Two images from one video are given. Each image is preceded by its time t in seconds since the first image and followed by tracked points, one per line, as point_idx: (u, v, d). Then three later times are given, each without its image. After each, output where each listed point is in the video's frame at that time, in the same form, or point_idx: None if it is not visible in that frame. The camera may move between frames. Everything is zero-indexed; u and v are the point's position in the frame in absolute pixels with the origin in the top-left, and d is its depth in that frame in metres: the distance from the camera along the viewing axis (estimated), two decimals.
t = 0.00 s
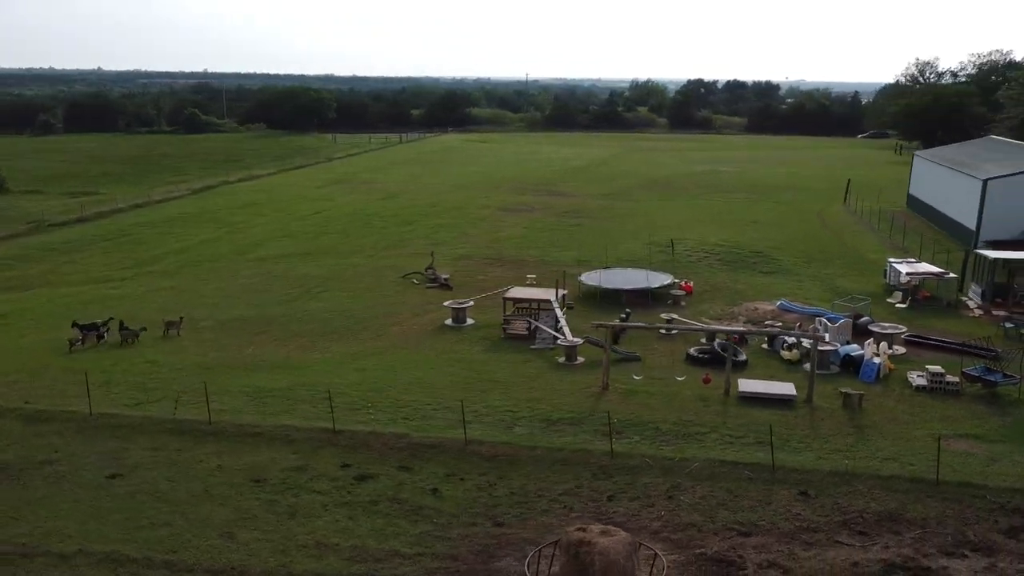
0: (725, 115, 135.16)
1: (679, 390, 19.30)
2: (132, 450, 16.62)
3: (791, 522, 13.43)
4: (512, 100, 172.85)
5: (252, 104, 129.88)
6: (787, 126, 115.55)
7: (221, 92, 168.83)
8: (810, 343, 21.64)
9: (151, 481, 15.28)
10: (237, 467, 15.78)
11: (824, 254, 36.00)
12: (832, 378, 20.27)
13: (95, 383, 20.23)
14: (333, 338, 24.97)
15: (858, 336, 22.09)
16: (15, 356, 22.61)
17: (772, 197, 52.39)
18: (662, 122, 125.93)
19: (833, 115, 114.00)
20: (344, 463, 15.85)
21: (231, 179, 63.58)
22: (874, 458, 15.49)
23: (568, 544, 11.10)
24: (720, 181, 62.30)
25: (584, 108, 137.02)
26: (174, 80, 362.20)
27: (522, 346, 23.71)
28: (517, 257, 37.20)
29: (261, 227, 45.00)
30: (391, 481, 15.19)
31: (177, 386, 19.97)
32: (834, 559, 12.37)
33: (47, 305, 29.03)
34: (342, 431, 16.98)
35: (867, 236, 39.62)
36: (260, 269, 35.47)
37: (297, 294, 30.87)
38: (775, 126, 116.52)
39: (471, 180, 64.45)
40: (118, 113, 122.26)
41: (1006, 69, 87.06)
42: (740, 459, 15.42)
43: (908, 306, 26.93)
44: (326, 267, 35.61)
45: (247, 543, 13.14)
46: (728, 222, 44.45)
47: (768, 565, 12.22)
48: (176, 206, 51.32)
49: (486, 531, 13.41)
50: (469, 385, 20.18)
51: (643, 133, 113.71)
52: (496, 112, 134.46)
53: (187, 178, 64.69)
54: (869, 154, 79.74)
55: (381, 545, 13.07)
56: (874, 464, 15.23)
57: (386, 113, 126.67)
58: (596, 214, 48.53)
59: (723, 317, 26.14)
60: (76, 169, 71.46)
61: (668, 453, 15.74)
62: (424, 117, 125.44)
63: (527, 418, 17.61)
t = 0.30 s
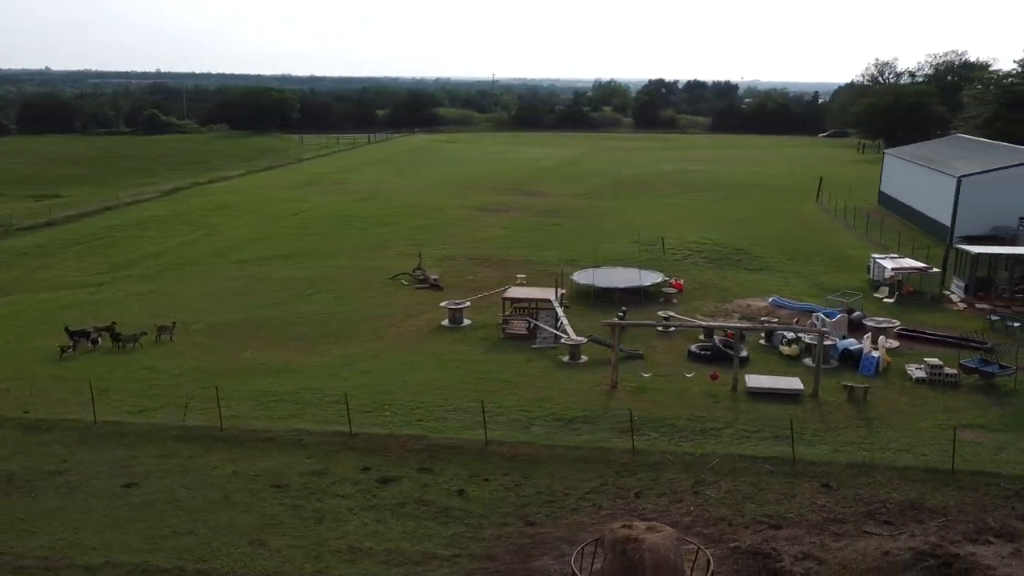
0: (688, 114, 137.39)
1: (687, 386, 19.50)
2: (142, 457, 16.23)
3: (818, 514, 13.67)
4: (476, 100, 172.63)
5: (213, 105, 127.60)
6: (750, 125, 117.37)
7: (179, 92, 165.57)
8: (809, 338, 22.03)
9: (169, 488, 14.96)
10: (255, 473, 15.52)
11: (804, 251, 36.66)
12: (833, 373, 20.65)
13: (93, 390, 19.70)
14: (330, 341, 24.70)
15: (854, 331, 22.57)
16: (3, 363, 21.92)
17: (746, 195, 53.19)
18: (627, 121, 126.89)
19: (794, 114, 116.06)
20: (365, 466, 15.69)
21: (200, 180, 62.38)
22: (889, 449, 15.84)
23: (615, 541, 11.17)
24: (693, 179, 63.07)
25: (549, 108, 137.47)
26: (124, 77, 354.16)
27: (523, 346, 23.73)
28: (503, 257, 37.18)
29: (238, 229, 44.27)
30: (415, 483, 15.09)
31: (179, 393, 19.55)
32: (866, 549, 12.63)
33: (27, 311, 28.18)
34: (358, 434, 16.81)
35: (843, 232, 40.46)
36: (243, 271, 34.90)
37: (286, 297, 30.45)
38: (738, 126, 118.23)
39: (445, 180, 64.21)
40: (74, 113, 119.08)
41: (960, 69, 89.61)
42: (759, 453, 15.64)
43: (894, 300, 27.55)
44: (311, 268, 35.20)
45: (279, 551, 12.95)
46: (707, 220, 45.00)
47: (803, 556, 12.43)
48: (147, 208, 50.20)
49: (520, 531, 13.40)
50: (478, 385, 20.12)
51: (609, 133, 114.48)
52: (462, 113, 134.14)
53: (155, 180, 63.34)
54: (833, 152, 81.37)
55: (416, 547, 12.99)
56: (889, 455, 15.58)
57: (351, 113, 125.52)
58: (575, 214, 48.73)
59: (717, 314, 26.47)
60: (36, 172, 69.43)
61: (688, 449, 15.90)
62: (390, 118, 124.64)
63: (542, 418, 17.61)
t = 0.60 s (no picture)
0: (652, 114, 138.75)
1: (695, 383, 19.74)
2: (156, 466, 15.89)
3: (843, 504, 13.97)
4: (439, 100, 171.97)
5: (172, 105, 125.05)
6: (713, 125, 119.03)
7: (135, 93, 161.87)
8: (807, 333, 22.47)
9: (189, 496, 14.69)
10: (276, 478, 15.31)
11: (784, 248, 37.36)
12: (834, 366, 21.10)
13: (93, 398, 19.22)
14: (328, 343, 24.46)
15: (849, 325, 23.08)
16: None
17: (720, 193, 54.00)
18: (593, 121, 127.63)
19: (757, 113, 118.02)
20: (388, 469, 15.58)
21: (168, 182, 61.14)
22: (901, 439, 16.24)
23: (662, 537, 11.29)
24: (665, 178, 63.80)
25: (514, 108, 137.58)
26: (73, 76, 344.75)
27: (524, 345, 23.77)
28: (488, 257, 37.18)
29: (215, 231, 43.52)
30: (441, 485, 15.03)
31: (183, 399, 19.18)
32: (895, 537, 12.94)
33: (7, 319, 27.36)
34: (376, 437, 16.69)
35: (820, 229, 41.32)
36: (226, 273, 34.34)
37: (274, 299, 30.07)
38: (701, 125, 119.78)
39: (419, 180, 63.95)
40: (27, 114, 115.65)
41: (917, 70, 92.07)
42: (777, 446, 15.91)
43: (880, 295, 28.24)
44: (296, 269, 34.78)
45: (314, 556, 12.80)
46: (685, 218, 45.57)
47: (836, 546, 12.70)
48: (117, 211, 49.07)
49: (554, 530, 13.45)
50: (487, 384, 20.11)
51: (575, 133, 115.04)
52: (427, 113, 133.52)
53: (120, 182, 61.92)
54: (798, 151, 83.00)
55: (453, 549, 12.96)
56: (902, 445, 15.97)
57: (314, 114, 124.15)
58: (554, 213, 48.93)
59: (711, 310, 26.83)
60: None
61: (708, 444, 16.11)
62: (354, 118, 123.58)
63: (558, 416, 17.68)
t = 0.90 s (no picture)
0: (615, 113, 139.85)
1: (703, 378, 20.00)
2: (172, 473, 15.57)
3: (866, 494, 14.30)
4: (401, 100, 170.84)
5: (129, 105, 122.27)
6: (676, 124, 120.44)
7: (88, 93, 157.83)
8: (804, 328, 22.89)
9: (214, 502, 14.45)
10: (299, 483, 15.12)
11: (765, 245, 38.02)
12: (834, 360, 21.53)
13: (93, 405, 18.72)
14: (328, 345, 24.19)
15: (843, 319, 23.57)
16: None
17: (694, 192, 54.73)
18: (558, 120, 128.02)
19: (719, 112, 119.66)
20: (412, 471, 15.49)
21: (134, 184, 59.83)
22: (911, 429, 16.67)
23: (708, 531, 11.44)
24: (637, 177, 64.43)
25: (479, 108, 137.45)
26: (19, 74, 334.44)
27: (525, 344, 23.80)
28: (473, 257, 37.13)
29: (190, 233, 42.73)
30: (467, 485, 15.00)
31: (189, 405, 18.82)
32: (920, 524, 13.29)
33: None
34: (396, 439, 16.58)
35: (797, 226, 42.13)
36: (208, 276, 33.69)
37: (263, 303, 29.62)
38: (665, 124, 121.06)
39: (391, 180, 63.56)
40: None
41: (875, 70, 94.29)
42: (794, 439, 16.21)
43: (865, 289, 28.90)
44: (280, 272, 34.32)
45: (352, 560, 12.70)
46: (663, 216, 46.10)
47: (867, 535, 13.00)
48: (86, 214, 47.88)
49: (588, 527, 13.53)
50: (496, 384, 20.10)
51: (541, 133, 115.36)
52: (391, 112, 132.52)
53: (85, 184, 60.41)
54: (763, 149, 84.49)
55: (492, 548, 12.98)
56: (913, 435, 16.39)
57: (276, 114, 122.46)
58: (532, 212, 49.06)
59: (704, 307, 27.20)
60: None
61: (726, 439, 16.35)
62: (318, 119, 122.22)
63: (574, 414, 17.76)
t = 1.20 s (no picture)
0: (579, 112, 140.47)
1: (709, 374, 20.27)
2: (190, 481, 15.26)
3: (886, 484, 14.65)
4: (363, 99, 169.10)
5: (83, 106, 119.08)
6: (640, 124, 121.49)
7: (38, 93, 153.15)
8: (800, 322, 23.33)
9: (241, 508, 14.24)
10: (323, 488, 14.94)
11: (745, 242, 38.64)
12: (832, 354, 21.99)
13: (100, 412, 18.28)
14: (327, 348, 23.94)
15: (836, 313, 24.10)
16: None
17: (667, 190, 55.38)
18: (522, 119, 128.14)
19: (681, 111, 120.97)
20: (436, 473, 15.42)
21: (99, 186, 58.36)
22: (918, 420, 17.11)
23: (751, 524, 11.63)
24: (609, 176, 64.97)
25: (443, 108, 136.93)
26: None
27: (525, 344, 23.84)
28: (458, 258, 37.06)
29: (165, 236, 41.87)
30: (494, 485, 14.99)
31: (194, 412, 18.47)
32: (943, 512, 13.66)
33: None
34: (415, 441, 16.51)
35: (773, 222, 42.91)
36: (190, 279, 33.05)
37: (252, 306, 29.18)
38: (628, 124, 121.97)
39: (363, 180, 63.03)
40: None
41: (833, 70, 96.35)
42: (809, 432, 16.53)
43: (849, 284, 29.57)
44: (264, 275, 33.83)
45: (391, 564, 12.62)
46: (641, 214, 46.55)
47: (894, 523, 13.31)
48: (53, 217, 46.60)
49: (622, 524, 13.62)
50: (505, 383, 20.13)
51: (506, 133, 115.31)
52: (354, 112, 131.24)
53: (46, 187, 58.75)
54: (728, 148, 85.78)
55: (530, 548, 12.99)
56: (922, 425, 16.83)
57: (236, 114, 120.30)
58: (510, 212, 49.10)
59: (697, 304, 27.56)
60: None
61: (743, 433, 16.61)
62: (279, 119, 120.41)
63: (589, 412, 17.87)
